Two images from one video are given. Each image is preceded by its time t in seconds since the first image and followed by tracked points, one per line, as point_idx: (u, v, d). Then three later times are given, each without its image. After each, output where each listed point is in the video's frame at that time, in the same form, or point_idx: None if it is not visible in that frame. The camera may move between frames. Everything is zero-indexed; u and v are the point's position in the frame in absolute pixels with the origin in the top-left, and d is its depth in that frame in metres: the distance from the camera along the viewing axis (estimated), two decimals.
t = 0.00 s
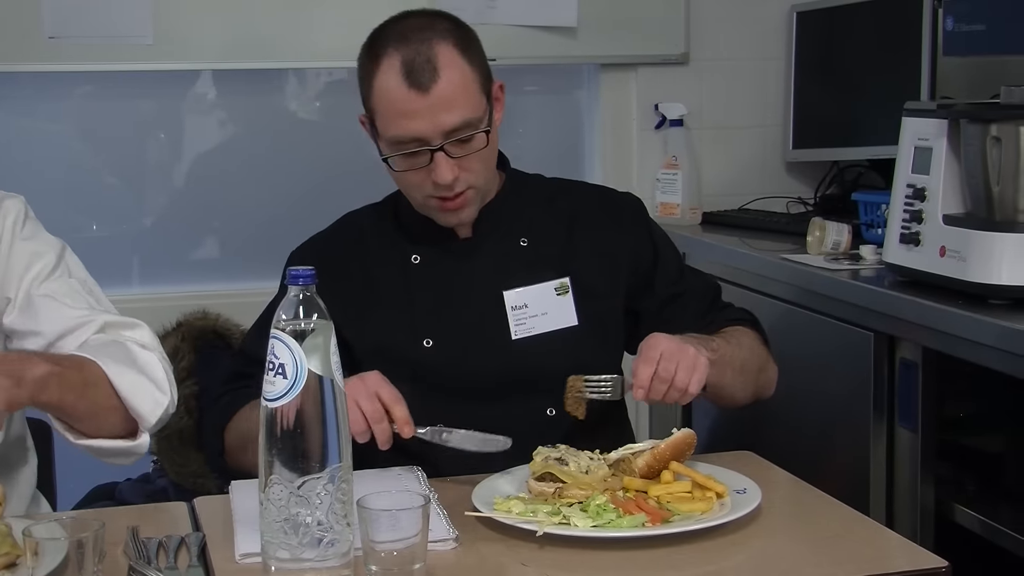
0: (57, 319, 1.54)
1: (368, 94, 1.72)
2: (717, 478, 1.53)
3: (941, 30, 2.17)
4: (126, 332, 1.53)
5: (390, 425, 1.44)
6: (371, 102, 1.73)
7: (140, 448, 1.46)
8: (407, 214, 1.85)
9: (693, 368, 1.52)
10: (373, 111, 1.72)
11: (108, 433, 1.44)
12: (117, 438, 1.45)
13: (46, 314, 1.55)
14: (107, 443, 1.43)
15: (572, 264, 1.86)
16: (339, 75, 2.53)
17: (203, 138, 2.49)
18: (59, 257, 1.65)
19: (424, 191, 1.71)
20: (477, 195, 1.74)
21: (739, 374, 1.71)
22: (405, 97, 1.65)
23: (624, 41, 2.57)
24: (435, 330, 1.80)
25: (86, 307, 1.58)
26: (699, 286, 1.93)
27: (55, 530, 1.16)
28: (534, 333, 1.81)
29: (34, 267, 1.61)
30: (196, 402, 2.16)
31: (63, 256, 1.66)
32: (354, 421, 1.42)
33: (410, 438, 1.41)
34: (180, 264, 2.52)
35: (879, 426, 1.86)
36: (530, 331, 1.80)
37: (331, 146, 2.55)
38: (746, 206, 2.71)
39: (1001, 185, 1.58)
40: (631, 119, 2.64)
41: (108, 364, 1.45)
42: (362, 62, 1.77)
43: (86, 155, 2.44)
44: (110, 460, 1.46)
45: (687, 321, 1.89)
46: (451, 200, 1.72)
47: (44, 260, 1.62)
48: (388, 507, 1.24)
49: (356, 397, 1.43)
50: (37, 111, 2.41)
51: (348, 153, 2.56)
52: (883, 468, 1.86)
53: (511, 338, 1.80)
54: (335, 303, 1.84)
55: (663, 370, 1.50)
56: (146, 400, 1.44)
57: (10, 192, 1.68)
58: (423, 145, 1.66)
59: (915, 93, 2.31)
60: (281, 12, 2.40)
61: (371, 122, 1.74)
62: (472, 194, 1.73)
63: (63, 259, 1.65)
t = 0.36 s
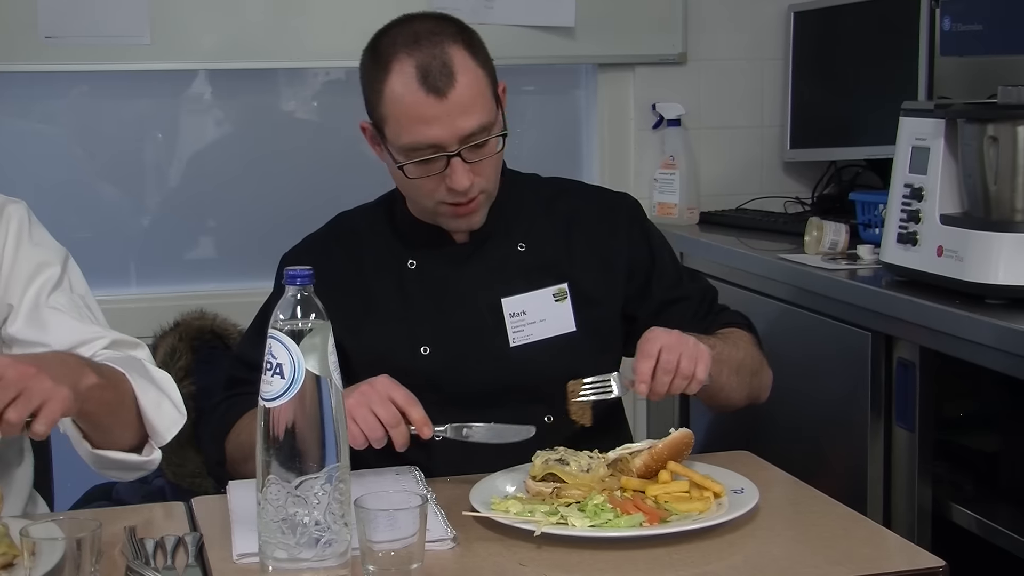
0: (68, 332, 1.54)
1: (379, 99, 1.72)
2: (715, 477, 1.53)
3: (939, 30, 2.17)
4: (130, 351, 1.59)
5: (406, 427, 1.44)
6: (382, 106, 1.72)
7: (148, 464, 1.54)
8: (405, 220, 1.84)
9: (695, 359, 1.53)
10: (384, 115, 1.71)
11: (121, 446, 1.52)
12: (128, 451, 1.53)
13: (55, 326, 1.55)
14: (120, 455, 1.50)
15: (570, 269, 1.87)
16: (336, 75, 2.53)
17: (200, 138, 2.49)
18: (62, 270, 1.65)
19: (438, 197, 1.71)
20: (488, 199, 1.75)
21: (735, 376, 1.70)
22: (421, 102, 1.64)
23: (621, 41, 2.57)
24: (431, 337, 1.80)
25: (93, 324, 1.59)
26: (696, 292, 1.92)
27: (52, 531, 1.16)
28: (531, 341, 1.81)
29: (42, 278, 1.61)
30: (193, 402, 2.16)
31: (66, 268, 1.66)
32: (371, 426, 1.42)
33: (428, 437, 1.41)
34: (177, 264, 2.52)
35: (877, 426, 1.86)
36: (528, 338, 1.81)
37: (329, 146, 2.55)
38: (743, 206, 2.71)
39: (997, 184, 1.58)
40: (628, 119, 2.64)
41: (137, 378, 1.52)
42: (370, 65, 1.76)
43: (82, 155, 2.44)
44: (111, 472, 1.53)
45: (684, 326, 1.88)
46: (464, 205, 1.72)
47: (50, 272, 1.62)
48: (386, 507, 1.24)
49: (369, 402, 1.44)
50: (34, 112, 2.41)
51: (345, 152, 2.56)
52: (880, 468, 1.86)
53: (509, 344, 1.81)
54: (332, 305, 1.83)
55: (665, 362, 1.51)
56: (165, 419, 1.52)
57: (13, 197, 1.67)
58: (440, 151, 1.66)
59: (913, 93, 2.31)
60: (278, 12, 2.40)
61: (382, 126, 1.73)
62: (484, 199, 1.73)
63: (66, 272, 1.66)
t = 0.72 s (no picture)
0: (72, 341, 1.55)
1: (385, 95, 1.72)
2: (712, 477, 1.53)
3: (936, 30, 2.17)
4: (133, 362, 1.60)
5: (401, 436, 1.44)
6: (388, 102, 1.72)
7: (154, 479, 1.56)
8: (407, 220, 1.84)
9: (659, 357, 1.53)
10: (389, 111, 1.72)
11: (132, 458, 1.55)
12: (138, 463, 1.56)
13: (60, 335, 1.56)
14: (130, 468, 1.52)
15: (575, 274, 1.87)
16: (334, 74, 2.53)
17: (198, 137, 2.49)
18: (66, 277, 1.66)
19: (435, 197, 1.71)
20: (488, 203, 1.74)
21: (726, 384, 1.71)
22: (425, 101, 1.64)
23: (618, 41, 2.57)
24: (435, 341, 1.80)
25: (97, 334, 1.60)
26: (699, 297, 1.92)
27: (50, 531, 1.16)
28: (536, 345, 1.81)
29: (47, 285, 1.62)
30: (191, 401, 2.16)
31: (70, 275, 1.67)
32: (366, 435, 1.43)
33: (422, 446, 1.40)
34: (175, 264, 2.52)
35: (874, 426, 1.86)
36: (532, 343, 1.81)
37: (326, 146, 2.55)
38: (741, 205, 2.71)
39: (995, 184, 1.58)
40: (626, 119, 2.64)
41: (151, 393, 1.55)
42: (381, 59, 1.77)
43: (79, 155, 2.44)
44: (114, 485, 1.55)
45: (687, 332, 1.88)
46: (462, 207, 1.72)
47: (55, 279, 1.63)
48: (383, 507, 1.24)
49: (363, 411, 1.44)
50: (31, 111, 2.41)
51: (343, 152, 2.56)
52: (878, 468, 1.86)
53: (512, 350, 1.81)
54: (331, 306, 1.83)
55: (625, 369, 1.51)
56: (175, 435, 1.55)
57: (17, 202, 1.68)
58: (441, 152, 1.66)
59: (910, 93, 2.31)
60: (275, 12, 2.40)
61: (386, 122, 1.74)
62: (483, 203, 1.73)
63: (69, 279, 1.67)
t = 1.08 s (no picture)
0: (75, 350, 1.56)
1: (369, 86, 1.72)
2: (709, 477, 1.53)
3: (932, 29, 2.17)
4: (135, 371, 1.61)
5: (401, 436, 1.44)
6: (372, 94, 1.72)
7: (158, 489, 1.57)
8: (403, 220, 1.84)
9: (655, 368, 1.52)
10: (371, 103, 1.72)
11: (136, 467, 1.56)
12: (141, 474, 1.57)
13: (63, 343, 1.57)
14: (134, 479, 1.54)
15: (571, 274, 1.87)
16: (331, 74, 2.53)
17: (194, 137, 2.49)
18: (68, 283, 1.65)
19: (412, 194, 1.71)
20: (467, 204, 1.74)
21: (717, 385, 1.70)
22: (402, 94, 1.64)
23: (615, 41, 2.57)
24: (430, 340, 1.80)
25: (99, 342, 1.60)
26: (693, 296, 1.92)
27: (47, 531, 1.16)
28: (531, 344, 1.81)
29: (49, 292, 1.62)
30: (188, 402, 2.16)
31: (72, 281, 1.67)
32: (367, 439, 1.43)
33: (422, 444, 1.41)
34: (173, 264, 2.52)
35: (871, 426, 1.86)
36: (528, 341, 1.81)
37: (323, 146, 2.55)
38: (737, 205, 2.71)
39: (992, 184, 1.58)
40: (622, 119, 2.64)
41: (158, 407, 1.55)
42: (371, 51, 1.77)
43: (76, 155, 2.44)
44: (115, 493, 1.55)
45: (681, 330, 1.89)
46: (438, 205, 1.71)
47: (58, 286, 1.63)
48: (381, 507, 1.23)
49: (362, 415, 1.44)
50: (28, 112, 2.40)
51: (340, 152, 2.56)
52: (874, 468, 1.86)
53: (507, 349, 1.81)
54: (328, 307, 1.83)
55: (620, 380, 1.50)
56: (180, 447, 1.56)
57: (19, 206, 1.68)
58: (411, 145, 1.65)
59: (907, 93, 2.31)
60: (272, 11, 2.40)
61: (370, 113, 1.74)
62: (461, 203, 1.72)
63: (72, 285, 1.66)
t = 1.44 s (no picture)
0: (74, 354, 1.56)
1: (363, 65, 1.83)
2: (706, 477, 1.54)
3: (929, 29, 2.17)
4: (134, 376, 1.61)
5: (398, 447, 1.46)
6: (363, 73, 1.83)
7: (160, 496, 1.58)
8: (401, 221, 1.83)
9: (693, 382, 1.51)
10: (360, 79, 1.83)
11: (138, 472, 1.57)
12: (143, 480, 1.58)
13: (62, 348, 1.57)
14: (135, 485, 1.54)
15: (570, 276, 1.87)
16: (328, 74, 2.53)
17: (191, 136, 2.49)
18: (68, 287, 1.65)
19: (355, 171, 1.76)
20: (403, 198, 1.75)
21: (739, 386, 1.71)
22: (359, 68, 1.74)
23: (612, 40, 2.57)
24: (425, 342, 1.80)
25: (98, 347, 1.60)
26: (698, 299, 1.93)
27: (43, 531, 1.16)
28: (527, 347, 1.81)
29: (49, 296, 1.62)
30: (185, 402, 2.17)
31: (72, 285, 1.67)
32: (367, 457, 1.44)
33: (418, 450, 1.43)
34: (170, 263, 2.52)
35: (868, 426, 1.86)
36: (523, 345, 1.81)
37: (320, 146, 2.55)
38: (734, 205, 2.71)
39: (988, 184, 1.58)
40: (620, 119, 2.64)
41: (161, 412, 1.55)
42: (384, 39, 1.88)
43: (73, 155, 2.44)
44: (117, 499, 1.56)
45: (687, 330, 1.90)
46: (372, 189, 1.75)
47: (58, 290, 1.63)
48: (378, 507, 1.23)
49: (357, 436, 1.45)
50: (26, 111, 2.40)
51: (337, 152, 2.56)
52: (871, 468, 1.86)
53: (502, 352, 1.80)
54: (326, 308, 1.82)
55: (661, 380, 1.50)
56: (183, 456, 1.56)
57: (19, 209, 1.68)
58: (355, 121, 1.73)
59: (903, 93, 2.31)
60: (269, 11, 2.40)
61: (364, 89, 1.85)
62: (394, 194, 1.74)
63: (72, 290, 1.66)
